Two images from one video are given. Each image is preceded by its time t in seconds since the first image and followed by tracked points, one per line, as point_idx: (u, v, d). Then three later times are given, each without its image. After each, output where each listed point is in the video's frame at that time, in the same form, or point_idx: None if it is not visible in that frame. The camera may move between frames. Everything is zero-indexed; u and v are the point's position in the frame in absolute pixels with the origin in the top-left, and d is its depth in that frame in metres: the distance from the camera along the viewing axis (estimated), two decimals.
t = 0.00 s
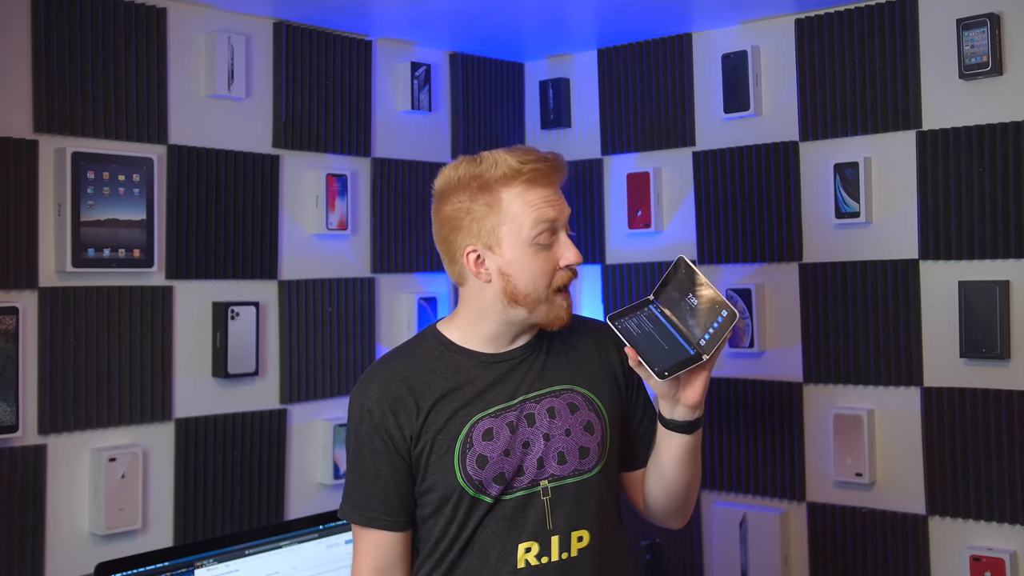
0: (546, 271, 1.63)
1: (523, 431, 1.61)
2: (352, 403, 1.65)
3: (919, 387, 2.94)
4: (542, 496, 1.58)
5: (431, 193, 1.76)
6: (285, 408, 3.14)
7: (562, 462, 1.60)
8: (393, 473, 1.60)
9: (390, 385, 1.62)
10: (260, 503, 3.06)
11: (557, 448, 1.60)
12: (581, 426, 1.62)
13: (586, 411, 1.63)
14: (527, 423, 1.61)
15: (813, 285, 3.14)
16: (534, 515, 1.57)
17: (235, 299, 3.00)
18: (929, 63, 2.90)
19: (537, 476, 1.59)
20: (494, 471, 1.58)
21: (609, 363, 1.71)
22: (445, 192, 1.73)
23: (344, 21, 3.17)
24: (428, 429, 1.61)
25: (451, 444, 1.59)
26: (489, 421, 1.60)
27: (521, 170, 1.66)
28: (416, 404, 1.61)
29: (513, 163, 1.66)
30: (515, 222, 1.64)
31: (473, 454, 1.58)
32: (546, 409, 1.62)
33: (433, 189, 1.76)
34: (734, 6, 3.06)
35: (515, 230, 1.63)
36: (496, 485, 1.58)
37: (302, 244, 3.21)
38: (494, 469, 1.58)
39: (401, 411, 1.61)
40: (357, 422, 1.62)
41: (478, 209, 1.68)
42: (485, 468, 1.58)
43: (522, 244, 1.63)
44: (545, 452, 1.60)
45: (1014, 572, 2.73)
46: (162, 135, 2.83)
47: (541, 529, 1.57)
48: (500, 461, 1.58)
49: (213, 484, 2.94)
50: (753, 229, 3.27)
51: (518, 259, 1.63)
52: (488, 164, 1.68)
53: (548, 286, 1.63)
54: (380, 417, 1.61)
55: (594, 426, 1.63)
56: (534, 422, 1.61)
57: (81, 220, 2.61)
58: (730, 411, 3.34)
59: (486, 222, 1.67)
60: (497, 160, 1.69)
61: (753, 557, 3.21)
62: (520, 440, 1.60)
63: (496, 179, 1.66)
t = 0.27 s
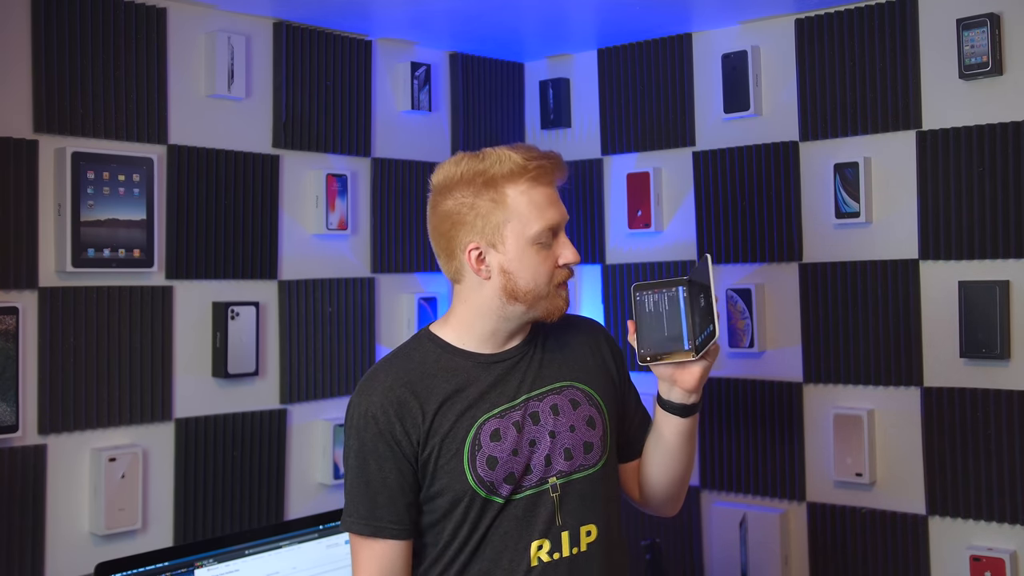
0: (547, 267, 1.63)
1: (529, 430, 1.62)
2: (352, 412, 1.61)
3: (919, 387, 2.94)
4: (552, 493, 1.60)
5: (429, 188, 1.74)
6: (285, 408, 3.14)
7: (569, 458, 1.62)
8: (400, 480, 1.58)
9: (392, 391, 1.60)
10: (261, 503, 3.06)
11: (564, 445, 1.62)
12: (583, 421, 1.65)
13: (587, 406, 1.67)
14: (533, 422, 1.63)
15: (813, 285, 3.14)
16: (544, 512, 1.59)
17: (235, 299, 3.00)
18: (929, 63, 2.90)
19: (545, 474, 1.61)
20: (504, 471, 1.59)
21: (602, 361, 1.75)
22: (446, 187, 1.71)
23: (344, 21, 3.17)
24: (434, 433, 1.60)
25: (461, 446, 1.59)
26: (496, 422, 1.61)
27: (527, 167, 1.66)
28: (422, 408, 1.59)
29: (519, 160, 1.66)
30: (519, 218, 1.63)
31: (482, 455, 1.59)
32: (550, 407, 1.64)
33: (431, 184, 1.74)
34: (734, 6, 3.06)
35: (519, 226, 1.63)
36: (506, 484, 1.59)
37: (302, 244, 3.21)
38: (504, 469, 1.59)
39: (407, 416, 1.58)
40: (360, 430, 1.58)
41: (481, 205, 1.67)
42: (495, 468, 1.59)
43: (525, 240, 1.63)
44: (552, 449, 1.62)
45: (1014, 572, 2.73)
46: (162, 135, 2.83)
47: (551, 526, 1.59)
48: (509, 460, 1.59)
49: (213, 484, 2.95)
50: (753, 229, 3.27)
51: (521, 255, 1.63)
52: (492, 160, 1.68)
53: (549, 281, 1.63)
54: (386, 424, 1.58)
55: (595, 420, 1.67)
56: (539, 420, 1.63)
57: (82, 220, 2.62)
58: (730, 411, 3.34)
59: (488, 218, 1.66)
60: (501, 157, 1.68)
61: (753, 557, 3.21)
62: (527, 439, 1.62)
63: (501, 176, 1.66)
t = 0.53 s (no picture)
0: (548, 272, 1.63)
1: (528, 428, 1.62)
2: (352, 413, 1.61)
3: (919, 387, 2.94)
4: (553, 491, 1.60)
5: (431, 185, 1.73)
6: (285, 408, 3.14)
7: (569, 455, 1.62)
8: (400, 480, 1.58)
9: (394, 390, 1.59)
10: (260, 503, 3.06)
11: (564, 442, 1.62)
12: (582, 418, 1.65)
13: (586, 403, 1.67)
14: (532, 420, 1.63)
15: (813, 285, 3.14)
16: (545, 510, 1.59)
17: (235, 299, 3.00)
18: (929, 63, 2.90)
19: (545, 471, 1.61)
20: (504, 469, 1.59)
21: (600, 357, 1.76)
22: (449, 186, 1.70)
23: (344, 21, 3.17)
24: (434, 432, 1.59)
25: (461, 445, 1.59)
26: (495, 420, 1.61)
27: (533, 173, 1.65)
28: (421, 408, 1.59)
29: (524, 164, 1.65)
30: (522, 223, 1.63)
31: (482, 453, 1.59)
32: (549, 405, 1.64)
33: (433, 182, 1.72)
34: (734, 6, 3.06)
35: (522, 231, 1.63)
36: (507, 482, 1.59)
37: (302, 244, 3.21)
38: (504, 467, 1.59)
39: (406, 416, 1.58)
40: (360, 431, 1.58)
41: (484, 208, 1.66)
42: (496, 467, 1.59)
43: (528, 245, 1.63)
44: (552, 447, 1.62)
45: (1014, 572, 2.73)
46: (162, 135, 2.83)
47: (552, 522, 1.59)
48: (509, 459, 1.59)
49: (213, 485, 2.94)
50: (753, 229, 3.27)
51: (522, 260, 1.63)
52: (497, 163, 1.66)
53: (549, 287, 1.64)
54: (387, 424, 1.58)
55: (594, 417, 1.67)
56: (538, 418, 1.63)
57: (82, 220, 2.61)
58: (730, 411, 3.34)
59: (490, 220, 1.65)
60: (506, 159, 1.67)
61: (753, 557, 3.21)
62: (526, 437, 1.62)
63: (506, 180, 1.65)
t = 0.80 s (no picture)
0: (545, 271, 1.63)
1: (527, 429, 1.62)
2: (351, 414, 1.61)
3: (919, 387, 2.94)
4: (551, 491, 1.60)
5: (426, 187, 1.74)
6: (285, 408, 3.14)
7: (568, 456, 1.62)
8: (401, 478, 1.58)
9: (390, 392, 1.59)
10: (261, 503, 3.06)
11: (563, 443, 1.63)
12: (582, 419, 1.65)
13: (585, 404, 1.67)
14: (531, 421, 1.63)
15: (813, 285, 3.14)
16: (545, 511, 1.59)
17: (235, 299, 3.00)
18: (929, 63, 2.90)
19: (544, 472, 1.61)
20: (503, 470, 1.59)
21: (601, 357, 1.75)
22: (443, 188, 1.71)
23: (344, 21, 3.17)
24: (434, 431, 1.60)
25: (457, 446, 1.59)
26: (494, 421, 1.61)
27: (526, 173, 1.65)
28: (420, 408, 1.59)
29: (517, 164, 1.65)
30: (517, 223, 1.63)
31: (481, 454, 1.59)
32: (548, 405, 1.64)
33: (429, 184, 1.73)
34: (734, 6, 3.06)
35: (516, 231, 1.63)
36: (506, 483, 1.59)
37: (302, 244, 3.21)
38: (503, 468, 1.59)
39: (405, 415, 1.58)
40: (359, 432, 1.58)
41: (478, 209, 1.66)
42: (494, 467, 1.59)
43: (523, 245, 1.62)
44: (551, 447, 1.62)
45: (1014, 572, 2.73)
46: (162, 135, 2.83)
47: (551, 523, 1.59)
48: (508, 460, 1.59)
49: (213, 485, 2.95)
50: (753, 229, 3.27)
51: (518, 260, 1.62)
52: (490, 164, 1.67)
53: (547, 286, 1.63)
54: (385, 425, 1.58)
55: (594, 417, 1.67)
56: (537, 419, 1.63)
57: (82, 220, 2.62)
58: (730, 411, 3.34)
59: (484, 221, 1.66)
60: (499, 160, 1.67)
61: (753, 558, 3.21)
62: (525, 437, 1.62)
63: (499, 181, 1.65)
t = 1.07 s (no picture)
0: (529, 276, 1.63)
1: (523, 427, 1.63)
2: (352, 405, 1.60)
3: (919, 387, 2.94)
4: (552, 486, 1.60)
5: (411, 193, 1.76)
6: (285, 408, 3.14)
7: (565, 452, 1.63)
8: (421, 456, 1.52)
9: (391, 375, 1.61)
10: (261, 503, 3.06)
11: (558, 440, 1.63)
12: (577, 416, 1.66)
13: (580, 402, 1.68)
14: (527, 419, 1.63)
15: (813, 285, 3.14)
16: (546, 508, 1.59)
17: (235, 299, 3.00)
18: (928, 62, 2.90)
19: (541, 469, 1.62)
20: (501, 468, 1.59)
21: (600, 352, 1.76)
22: (426, 194, 1.72)
23: (344, 21, 3.17)
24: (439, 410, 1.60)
25: (457, 443, 1.58)
26: (491, 419, 1.61)
27: (506, 179, 1.64)
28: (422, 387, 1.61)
29: (496, 171, 1.65)
30: (498, 230, 1.63)
31: (479, 452, 1.59)
32: (543, 404, 1.65)
33: (413, 190, 1.75)
34: (734, 6, 3.06)
35: (498, 237, 1.63)
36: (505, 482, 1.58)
37: (302, 244, 3.21)
38: (500, 467, 1.59)
39: (410, 395, 1.59)
40: (370, 413, 1.56)
41: (460, 216, 1.67)
42: (492, 465, 1.59)
43: (505, 251, 1.63)
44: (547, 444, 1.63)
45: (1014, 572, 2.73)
46: (162, 135, 2.83)
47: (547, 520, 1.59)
48: (505, 458, 1.59)
49: (213, 484, 2.94)
50: (753, 229, 3.27)
51: (501, 266, 1.63)
52: (470, 170, 1.67)
53: (532, 290, 1.64)
54: (394, 404, 1.57)
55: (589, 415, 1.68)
56: (533, 417, 1.64)
57: (81, 220, 2.62)
58: (730, 411, 3.34)
59: (466, 228, 1.67)
60: (480, 165, 1.67)
61: (753, 558, 3.21)
62: (521, 436, 1.62)
63: (479, 187, 1.65)
